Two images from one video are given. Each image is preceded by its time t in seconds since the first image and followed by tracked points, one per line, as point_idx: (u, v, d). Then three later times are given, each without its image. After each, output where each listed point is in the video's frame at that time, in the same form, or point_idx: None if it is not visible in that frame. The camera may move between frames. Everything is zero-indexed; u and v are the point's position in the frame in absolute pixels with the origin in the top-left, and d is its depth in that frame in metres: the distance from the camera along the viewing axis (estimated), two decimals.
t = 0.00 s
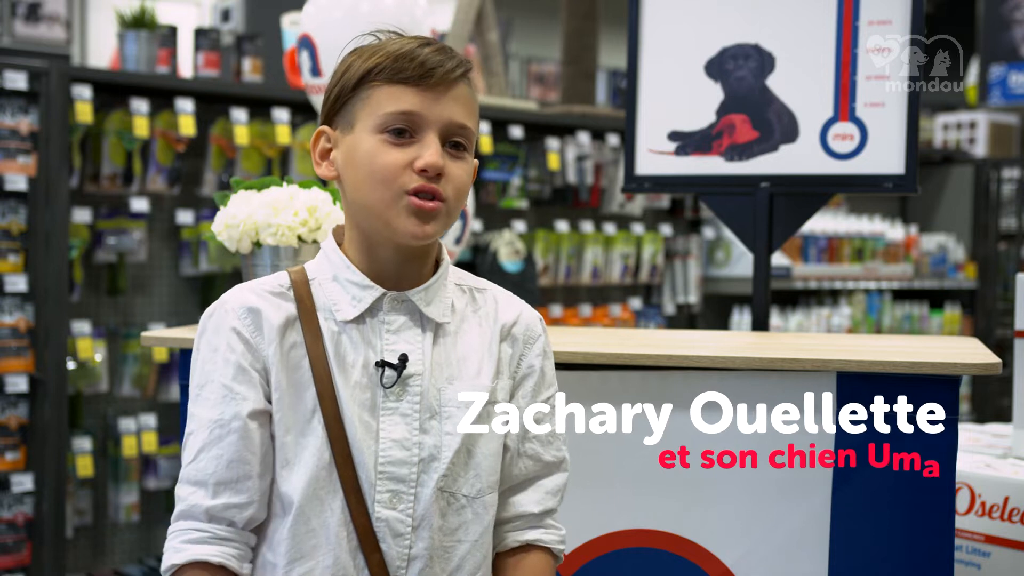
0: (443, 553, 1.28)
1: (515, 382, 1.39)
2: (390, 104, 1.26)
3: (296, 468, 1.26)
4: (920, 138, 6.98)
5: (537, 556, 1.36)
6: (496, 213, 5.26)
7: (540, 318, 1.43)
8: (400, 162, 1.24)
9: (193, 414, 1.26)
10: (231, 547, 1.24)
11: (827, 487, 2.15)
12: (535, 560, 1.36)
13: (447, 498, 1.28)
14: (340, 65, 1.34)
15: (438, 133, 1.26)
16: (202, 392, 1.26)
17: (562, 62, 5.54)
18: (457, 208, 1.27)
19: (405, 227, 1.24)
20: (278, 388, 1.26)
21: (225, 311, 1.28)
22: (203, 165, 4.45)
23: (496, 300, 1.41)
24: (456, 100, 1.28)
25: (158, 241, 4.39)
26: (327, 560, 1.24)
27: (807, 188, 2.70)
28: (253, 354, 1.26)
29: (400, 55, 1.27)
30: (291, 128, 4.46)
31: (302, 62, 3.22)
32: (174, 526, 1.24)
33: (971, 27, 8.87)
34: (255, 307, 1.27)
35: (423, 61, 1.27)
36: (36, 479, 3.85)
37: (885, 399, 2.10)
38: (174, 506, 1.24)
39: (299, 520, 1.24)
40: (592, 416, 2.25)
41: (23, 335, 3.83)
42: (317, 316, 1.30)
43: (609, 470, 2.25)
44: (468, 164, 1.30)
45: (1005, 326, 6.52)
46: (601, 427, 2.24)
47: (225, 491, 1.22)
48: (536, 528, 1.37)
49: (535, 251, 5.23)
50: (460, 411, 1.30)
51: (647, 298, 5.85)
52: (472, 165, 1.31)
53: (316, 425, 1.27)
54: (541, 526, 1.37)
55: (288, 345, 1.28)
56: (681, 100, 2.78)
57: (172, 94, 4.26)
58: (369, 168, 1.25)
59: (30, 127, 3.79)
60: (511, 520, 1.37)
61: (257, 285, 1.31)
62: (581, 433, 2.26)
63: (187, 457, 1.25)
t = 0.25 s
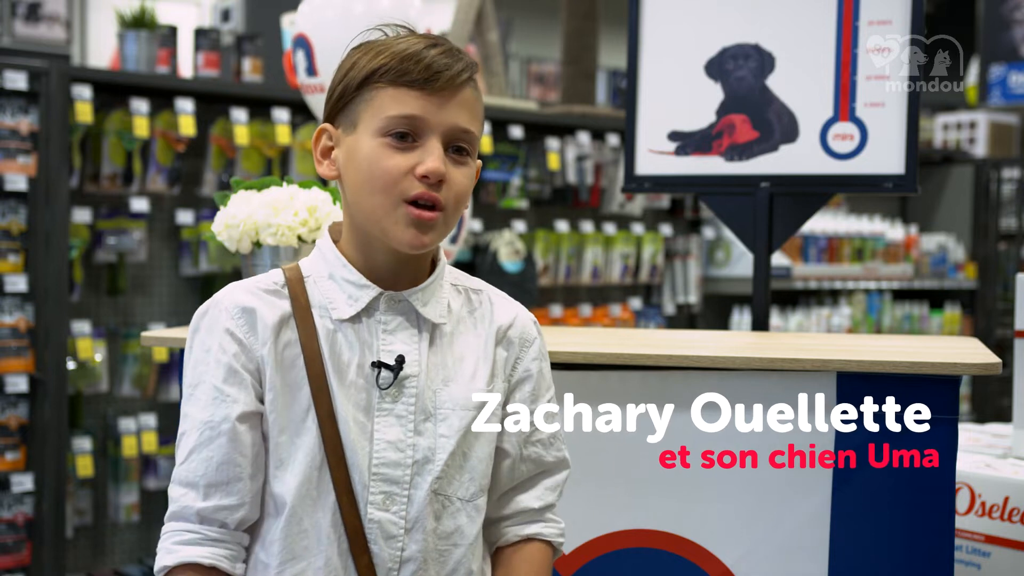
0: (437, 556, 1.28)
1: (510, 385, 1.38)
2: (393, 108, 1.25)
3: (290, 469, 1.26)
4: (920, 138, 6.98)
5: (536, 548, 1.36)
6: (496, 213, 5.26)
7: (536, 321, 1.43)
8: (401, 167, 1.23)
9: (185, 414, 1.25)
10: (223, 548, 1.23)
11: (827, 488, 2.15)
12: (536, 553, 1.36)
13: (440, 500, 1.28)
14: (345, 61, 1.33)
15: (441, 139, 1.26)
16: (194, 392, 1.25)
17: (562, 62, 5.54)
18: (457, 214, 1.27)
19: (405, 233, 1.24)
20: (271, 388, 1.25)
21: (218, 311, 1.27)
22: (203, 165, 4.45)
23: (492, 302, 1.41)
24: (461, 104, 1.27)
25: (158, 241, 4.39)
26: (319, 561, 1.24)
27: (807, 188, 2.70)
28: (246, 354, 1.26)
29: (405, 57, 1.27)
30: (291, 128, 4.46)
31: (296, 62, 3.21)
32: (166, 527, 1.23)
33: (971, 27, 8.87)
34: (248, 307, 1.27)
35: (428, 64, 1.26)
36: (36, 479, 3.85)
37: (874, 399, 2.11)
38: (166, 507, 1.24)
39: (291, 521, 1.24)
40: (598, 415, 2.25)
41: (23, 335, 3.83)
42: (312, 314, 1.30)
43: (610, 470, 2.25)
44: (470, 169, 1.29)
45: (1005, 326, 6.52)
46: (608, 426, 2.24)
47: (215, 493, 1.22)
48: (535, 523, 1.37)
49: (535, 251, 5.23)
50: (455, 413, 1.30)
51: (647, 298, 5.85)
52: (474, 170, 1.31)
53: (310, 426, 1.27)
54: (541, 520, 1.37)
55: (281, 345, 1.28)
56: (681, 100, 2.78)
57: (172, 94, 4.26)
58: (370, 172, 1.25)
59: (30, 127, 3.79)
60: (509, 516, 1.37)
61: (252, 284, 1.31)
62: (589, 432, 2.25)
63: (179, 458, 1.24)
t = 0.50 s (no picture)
0: (446, 549, 1.29)
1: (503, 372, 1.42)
2: (394, 110, 1.24)
3: (300, 474, 1.24)
4: (920, 138, 6.98)
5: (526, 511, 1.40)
6: (496, 213, 5.26)
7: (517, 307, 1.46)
8: (402, 170, 1.23)
9: (185, 425, 1.21)
10: (236, 559, 1.20)
11: (827, 488, 2.15)
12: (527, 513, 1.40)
13: (447, 493, 1.29)
14: (341, 57, 1.31)
15: (440, 143, 1.26)
16: (193, 402, 1.21)
17: (562, 62, 5.54)
18: (452, 218, 1.28)
19: (402, 236, 1.24)
20: (276, 392, 1.23)
21: (214, 318, 1.23)
22: (203, 165, 4.45)
23: (478, 291, 1.43)
24: (461, 109, 1.28)
25: (157, 241, 4.39)
26: (332, 564, 1.24)
27: (807, 188, 2.70)
28: (248, 361, 1.22)
29: (407, 59, 1.26)
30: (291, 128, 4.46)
31: (295, 62, 3.21)
32: (175, 543, 1.19)
33: (971, 27, 8.87)
34: (247, 312, 1.24)
35: (431, 67, 1.26)
36: (36, 479, 3.85)
37: (874, 399, 2.11)
38: (171, 522, 1.20)
39: (304, 525, 1.23)
40: (599, 415, 2.25)
41: (23, 335, 3.83)
42: (308, 313, 1.28)
43: (610, 470, 2.26)
44: (465, 173, 1.30)
45: (1005, 326, 6.52)
46: (608, 425, 2.25)
47: (227, 504, 1.19)
48: (525, 489, 1.41)
49: (535, 251, 5.23)
50: (457, 407, 1.31)
51: (647, 298, 5.85)
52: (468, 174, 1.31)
53: (315, 429, 1.25)
54: (529, 486, 1.42)
55: (281, 348, 1.25)
56: (681, 100, 2.78)
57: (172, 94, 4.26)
58: (368, 173, 1.24)
59: (30, 127, 3.79)
60: (504, 485, 1.41)
61: (243, 287, 1.27)
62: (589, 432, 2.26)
63: (182, 471, 1.20)
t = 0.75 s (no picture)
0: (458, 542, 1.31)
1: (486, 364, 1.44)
2: (383, 109, 1.24)
3: (325, 482, 1.23)
4: (920, 138, 6.98)
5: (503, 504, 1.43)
6: (496, 213, 5.26)
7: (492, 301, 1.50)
8: (398, 168, 1.23)
9: (204, 444, 1.16)
10: None
11: (827, 488, 2.15)
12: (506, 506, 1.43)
13: (457, 487, 1.31)
14: (314, 60, 1.30)
15: (430, 137, 1.26)
16: (211, 420, 1.17)
17: (562, 61, 5.54)
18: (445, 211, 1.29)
19: (405, 234, 1.23)
20: (297, 403, 1.21)
21: (228, 332, 1.19)
22: (203, 165, 4.45)
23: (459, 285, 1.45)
24: (443, 103, 1.29)
25: (158, 241, 4.39)
26: (360, 569, 1.24)
27: (808, 188, 2.69)
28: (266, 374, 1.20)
29: (388, 57, 1.26)
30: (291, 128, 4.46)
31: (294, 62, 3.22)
32: (205, 565, 1.14)
33: (971, 27, 8.88)
34: (262, 324, 1.21)
35: (413, 63, 1.26)
36: (36, 479, 3.85)
37: (874, 399, 2.11)
38: (198, 546, 1.14)
39: (332, 534, 1.22)
40: (599, 415, 2.26)
41: (23, 335, 3.83)
42: (316, 320, 1.26)
43: (610, 470, 2.26)
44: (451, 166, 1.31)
45: (1005, 326, 6.52)
46: (609, 425, 2.25)
47: (259, 520, 1.15)
48: (500, 482, 1.44)
49: (535, 251, 5.23)
50: (463, 401, 1.33)
51: (647, 298, 5.85)
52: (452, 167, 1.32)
53: (337, 437, 1.24)
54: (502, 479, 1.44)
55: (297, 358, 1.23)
56: (681, 100, 2.79)
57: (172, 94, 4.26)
58: (364, 175, 1.23)
59: (30, 127, 3.78)
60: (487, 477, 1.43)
61: (250, 299, 1.23)
62: (590, 432, 2.27)
63: (206, 492, 1.15)
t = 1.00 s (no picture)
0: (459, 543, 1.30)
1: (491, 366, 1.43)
2: (357, 109, 1.24)
3: (316, 481, 1.24)
4: (920, 138, 6.98)
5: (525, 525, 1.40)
6: (496, 213, 5.26)
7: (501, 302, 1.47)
8: (378, 166, 1.23)
9: (194, 440, 1.19)
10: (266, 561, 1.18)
11: (827, 487, 2.15)
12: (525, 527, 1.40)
13: (456, 488, 1.30)
14: (287, 68, 1.30)
15: (409, 131, 1.26)
16: (199, 417, 1.20)
17: (562, 62, 5.54)
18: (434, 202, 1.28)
19: (393, 230, 1.24)
20: (282, 401, 1.23)
21: (214, 330, 1.22)
22: (203, 165, 4.45)
23: (462, 286, 1.43)
24: (420, 94, 1.28)
25: (158, 241, 4.39)
26: (358, 567, 1.24)
27: (808, 188, 2.69)
28: (253, 370, 1.22)
29: (358, 56, 1.26)
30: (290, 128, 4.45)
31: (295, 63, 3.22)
32: (201, 554, 1.16)
33: (971, 28, 8.88)
34: (248, 321, 1.23)
35: (383, 58, 1.26)
36: (36, 479, 3.85)
37: (874, 399, 2.11)
38: (192, 537, 1.17)
39: (325, 532, 1.23)
40: (599, 415, 2.26)
41: (23, 335, 3.83)
42: (306, 323, 1.27)
43: (610, 470, 2.26)
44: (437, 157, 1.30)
45: (1005, 326, 6.52)
46: (608, 425, 2.25)
47: (250, 510, 1.18)
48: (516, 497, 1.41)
49: (535, 251, 5.24)
50: (459, 402, 1.31)
51: (647, 298, 5.85)
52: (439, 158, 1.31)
53: (327, 437, 1.25)
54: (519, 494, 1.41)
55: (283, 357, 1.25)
56: (681, 100, 2.79)
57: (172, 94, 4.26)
58: (346, 176, 1.23)
59: (30, 127, 3.79)
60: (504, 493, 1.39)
61: (238, 298, 1.26)
62: (590, 432, 2.27)
63: (196, 487, 1.18)
